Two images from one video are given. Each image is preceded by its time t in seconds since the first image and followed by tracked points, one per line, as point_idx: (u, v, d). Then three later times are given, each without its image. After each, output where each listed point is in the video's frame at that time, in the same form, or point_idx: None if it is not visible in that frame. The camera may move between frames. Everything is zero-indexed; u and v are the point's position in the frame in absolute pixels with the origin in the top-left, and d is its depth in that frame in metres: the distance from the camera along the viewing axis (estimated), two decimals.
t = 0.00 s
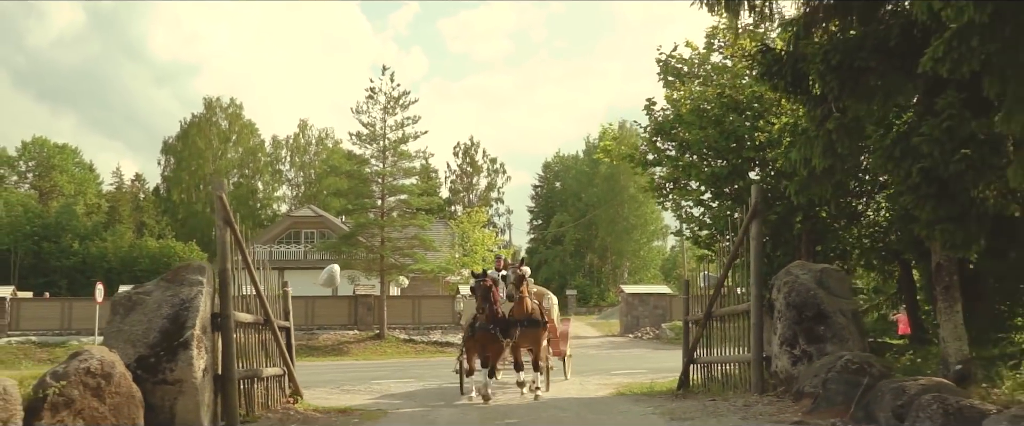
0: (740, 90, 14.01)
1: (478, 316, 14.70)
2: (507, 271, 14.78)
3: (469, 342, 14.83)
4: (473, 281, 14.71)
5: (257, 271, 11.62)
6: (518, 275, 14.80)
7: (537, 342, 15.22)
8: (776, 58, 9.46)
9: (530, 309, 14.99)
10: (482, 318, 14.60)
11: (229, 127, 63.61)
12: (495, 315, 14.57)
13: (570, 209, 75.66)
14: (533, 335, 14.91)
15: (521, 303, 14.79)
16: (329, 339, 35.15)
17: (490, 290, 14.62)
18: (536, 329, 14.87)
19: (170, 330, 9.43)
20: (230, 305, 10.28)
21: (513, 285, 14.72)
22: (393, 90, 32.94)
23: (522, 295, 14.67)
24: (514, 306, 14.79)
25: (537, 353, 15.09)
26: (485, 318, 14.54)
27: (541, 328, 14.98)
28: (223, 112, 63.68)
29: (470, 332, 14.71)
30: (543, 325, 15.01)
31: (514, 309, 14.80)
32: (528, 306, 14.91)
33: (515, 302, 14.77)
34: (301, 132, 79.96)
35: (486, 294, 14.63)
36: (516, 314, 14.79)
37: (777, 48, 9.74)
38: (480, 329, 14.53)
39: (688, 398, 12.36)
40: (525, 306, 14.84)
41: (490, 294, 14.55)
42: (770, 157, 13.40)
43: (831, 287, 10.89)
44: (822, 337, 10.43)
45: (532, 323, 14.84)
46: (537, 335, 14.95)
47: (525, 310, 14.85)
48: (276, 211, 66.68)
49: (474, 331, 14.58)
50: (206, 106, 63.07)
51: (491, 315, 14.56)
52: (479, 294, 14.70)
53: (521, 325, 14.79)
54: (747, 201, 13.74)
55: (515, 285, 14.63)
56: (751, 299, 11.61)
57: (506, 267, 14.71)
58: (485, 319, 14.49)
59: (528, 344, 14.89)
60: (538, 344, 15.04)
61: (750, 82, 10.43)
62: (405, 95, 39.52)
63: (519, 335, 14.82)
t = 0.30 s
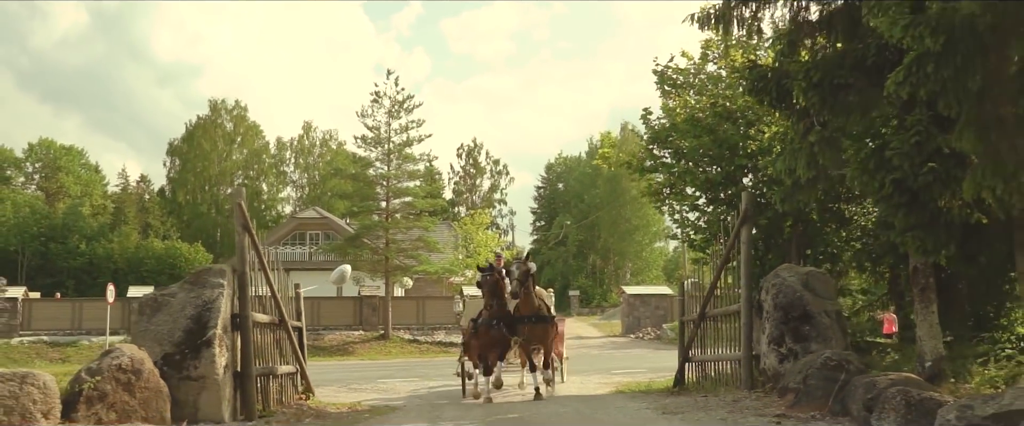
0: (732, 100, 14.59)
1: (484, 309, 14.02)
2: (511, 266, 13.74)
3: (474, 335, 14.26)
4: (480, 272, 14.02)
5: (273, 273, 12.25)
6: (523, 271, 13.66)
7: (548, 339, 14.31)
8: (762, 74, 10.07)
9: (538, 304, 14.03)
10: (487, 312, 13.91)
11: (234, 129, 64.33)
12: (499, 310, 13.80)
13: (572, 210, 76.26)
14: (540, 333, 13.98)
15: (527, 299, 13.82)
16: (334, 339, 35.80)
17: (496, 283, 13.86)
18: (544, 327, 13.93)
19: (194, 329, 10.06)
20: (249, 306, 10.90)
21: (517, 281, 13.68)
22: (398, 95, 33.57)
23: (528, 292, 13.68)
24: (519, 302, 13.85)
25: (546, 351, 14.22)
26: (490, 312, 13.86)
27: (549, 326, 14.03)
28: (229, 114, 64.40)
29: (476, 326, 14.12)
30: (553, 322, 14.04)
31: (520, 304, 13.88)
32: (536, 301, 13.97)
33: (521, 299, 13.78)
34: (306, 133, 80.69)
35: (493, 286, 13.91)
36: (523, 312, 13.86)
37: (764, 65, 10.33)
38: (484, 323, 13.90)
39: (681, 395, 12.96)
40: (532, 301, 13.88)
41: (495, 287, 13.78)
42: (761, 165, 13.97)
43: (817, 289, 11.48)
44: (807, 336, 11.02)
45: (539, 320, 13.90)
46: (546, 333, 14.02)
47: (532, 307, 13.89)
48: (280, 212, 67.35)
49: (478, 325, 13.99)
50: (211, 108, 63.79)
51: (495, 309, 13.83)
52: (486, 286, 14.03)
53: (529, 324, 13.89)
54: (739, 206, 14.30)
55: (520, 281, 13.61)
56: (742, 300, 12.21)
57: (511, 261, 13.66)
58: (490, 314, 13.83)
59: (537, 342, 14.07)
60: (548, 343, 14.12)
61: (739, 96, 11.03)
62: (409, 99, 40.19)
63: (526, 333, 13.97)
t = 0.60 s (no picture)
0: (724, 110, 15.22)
1: (485, 306, 13.84)
2: (517, 260, 13.56)
3: (475, 333, 14.03)
4: (481, 267, 13.87)
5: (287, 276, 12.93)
6: (529, 265, 13.51)
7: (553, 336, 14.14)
8: (746, 90, 10.74)
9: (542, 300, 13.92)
10: (488, 308, 13.71)
11: (239, 132, 65.06)
12: (501, 305, 13.68)
13: (574, 212, 76.89)
14: (543, 329, 13.86)
15: (531, 294, 13.71)
16: (340, 340, 36.49)
17: (499, 277, 13.76)
18: (548, 323, 13.82)
19: (214, 329, 10.76)
20: (265, 308, 11.58)
21: (523, 275, 13.54)
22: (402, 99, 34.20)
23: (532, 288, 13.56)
24: (523, 297, 13.75)
25: (549, 348, 14.11)
26: (490, 308, 13.66)
27: (553, 322, 13.92)
28: (233, 117, 65.12)
29: (477, 324, 13.90)
30: (558, 319, 13.93)
31: (524, 299, 13.78)
32: (540, 297, 13.86)
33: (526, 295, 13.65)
34: (310, 136, 81.46)
35: (495, 282, 13.79)
36: (526, 307, 13.76)
37: (748, 82, 11.02)
38: (484, 320, 13.70)
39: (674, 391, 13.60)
40: (536, 297, 13.77)
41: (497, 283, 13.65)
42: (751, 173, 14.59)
43: (801, 292, 12.13)
44: (792, 336, 11.66)
45: (543, 316, 13.79)
46: (550, 330, 13.89)
47: (535, 302, 13.77)
48: (284, 214, 68.05)
49: (479, 322, 13.78)
50: (216, 111, 64.52)
51: (497, 305, 13.66)
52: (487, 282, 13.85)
53: (532, 319, 13.78)
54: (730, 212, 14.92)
55: (525, 275, 13.49)
56: (731, 301, 12.86)
57: (516, 255, 13.52)
58: (490, 310, 13.61)
59: (542, 338, 13.92)
60: (552, 340, 14.00)
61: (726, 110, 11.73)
62: (413, 103, 40.90)
63: (530, 329, 13.83)
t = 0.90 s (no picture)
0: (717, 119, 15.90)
1: (486, 296, 13.38)
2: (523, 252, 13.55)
3: (476, 324, 13.61)
4: (483, 254, 13.35)
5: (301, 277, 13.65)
6: (536, 257, 13.50)
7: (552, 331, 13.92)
8: (734, 103, 11.45)
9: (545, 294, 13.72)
10: (490, 299, 13.29)
11: (244, 134, 65.81)
12: (505, 297, 13.25)
13: (576, 213, 77.52)
14: (544, 324, 13.68)
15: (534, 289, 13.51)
16: (345, 339, 37.20)
17: (503, 267, 13.31)
18: (549, 317, 13.62)
19: (236, 326, 11.49)
20: (282, 307, 12.32)
21: (529, 268, 13.49)
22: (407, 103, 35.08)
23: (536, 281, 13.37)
24: (525, 291, 13.52)
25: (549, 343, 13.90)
26: (493, 299, 13.23)
27: (554, 318, 13.72)
28: (239, 119, 65.86)
29: (477, 314, 13.47)
30: (559, 315, 13.73)
31: (526, 294, 13.55)
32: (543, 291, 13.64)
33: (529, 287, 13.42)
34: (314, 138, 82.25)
35: (496, 271, 13.31)
36: (528, 301, 13.48)
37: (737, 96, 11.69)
38: (485, 311, 13.27)
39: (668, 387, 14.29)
40: (539, 290, 13.53)
41: (500, 274, 13.20)
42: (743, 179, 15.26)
43: (787, 293, 12.81)
44: (778, 334, 12.35)
45: (544, 311, 13.59)
46: (550, 323, 13.69)
47: (537, 296, 13.51)
48: (289, 215, 68.76)
49: (479, 313, 13.36)
50: (222, 113, 65.28)
51: (501, 296, 13.24)
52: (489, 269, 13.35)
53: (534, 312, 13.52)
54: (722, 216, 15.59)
55: (532, 268, 13.37)
56: (722, 302, 13.55)
57: (522, 246, 13.38)
58: (491, 301, 13.17)
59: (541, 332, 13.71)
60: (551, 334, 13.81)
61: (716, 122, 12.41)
62: (417, 108, 41.67)
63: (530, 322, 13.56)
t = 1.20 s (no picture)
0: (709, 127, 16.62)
1: (481, 286, 13.08)
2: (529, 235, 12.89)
3: (471, 317, 13.34)
4: (479, 242, 13.04)
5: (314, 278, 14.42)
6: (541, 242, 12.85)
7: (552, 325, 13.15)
8: (721, 113, 12.21)
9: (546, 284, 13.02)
10: (484, 289, 12.99)
11: (249, 137, 66.54)
12: (499, 284, 12.91)
13: (579, 215, 78.22)
14: (543, 316, 12.93)
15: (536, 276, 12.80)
16: (351, 340, 37.97)
17: (499, 253, 12.98)
18: (548, 309, 12.88)
19: (254, 323, 12.26)
20: (298, 306, 13.09)
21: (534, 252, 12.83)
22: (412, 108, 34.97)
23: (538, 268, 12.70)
24: (527, 277, 12.81)
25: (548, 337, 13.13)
26: (487, 289, 12.92)
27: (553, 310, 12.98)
28: (243, 122, 66.59)
29: (472, 307, 13.20)
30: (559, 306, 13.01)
31: (528, 280, 12.87)
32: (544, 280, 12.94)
33: (530, 274, 12.78)
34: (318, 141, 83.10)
35: (491, 259, 12.99)
36: (528, 289, 12.85)
37: (724, 106, 12.49)
38: (479, 303, 12.99)
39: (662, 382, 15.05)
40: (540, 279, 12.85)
41: (494, 262, 12.88)
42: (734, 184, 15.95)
43: (774, 291, 13.54)
44: (764, 331, 13.08)
45: (544, 303, 12.88)
46: (550, 316, 12.93)
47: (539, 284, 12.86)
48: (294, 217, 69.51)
49: (474, 305, 13.11)
50: (226, 116, 66.03)
51: (494, 285, 12.91)
52: (485, 256, 13.05)
53: (532, 302, 12.86)
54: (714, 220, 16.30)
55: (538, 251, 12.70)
56: (713, 300, 14.29)
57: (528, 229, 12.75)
58: (485, 292, 12.86)
59: (540, 325, 12.97)
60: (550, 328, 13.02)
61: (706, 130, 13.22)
62: (421, 112, 42.44)
63: (529, 313, 12.90)
